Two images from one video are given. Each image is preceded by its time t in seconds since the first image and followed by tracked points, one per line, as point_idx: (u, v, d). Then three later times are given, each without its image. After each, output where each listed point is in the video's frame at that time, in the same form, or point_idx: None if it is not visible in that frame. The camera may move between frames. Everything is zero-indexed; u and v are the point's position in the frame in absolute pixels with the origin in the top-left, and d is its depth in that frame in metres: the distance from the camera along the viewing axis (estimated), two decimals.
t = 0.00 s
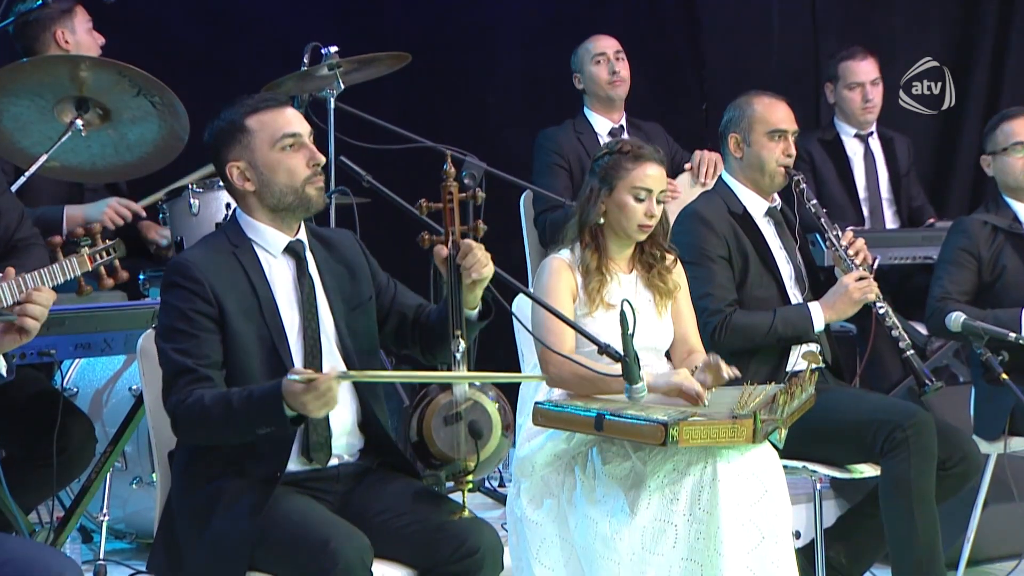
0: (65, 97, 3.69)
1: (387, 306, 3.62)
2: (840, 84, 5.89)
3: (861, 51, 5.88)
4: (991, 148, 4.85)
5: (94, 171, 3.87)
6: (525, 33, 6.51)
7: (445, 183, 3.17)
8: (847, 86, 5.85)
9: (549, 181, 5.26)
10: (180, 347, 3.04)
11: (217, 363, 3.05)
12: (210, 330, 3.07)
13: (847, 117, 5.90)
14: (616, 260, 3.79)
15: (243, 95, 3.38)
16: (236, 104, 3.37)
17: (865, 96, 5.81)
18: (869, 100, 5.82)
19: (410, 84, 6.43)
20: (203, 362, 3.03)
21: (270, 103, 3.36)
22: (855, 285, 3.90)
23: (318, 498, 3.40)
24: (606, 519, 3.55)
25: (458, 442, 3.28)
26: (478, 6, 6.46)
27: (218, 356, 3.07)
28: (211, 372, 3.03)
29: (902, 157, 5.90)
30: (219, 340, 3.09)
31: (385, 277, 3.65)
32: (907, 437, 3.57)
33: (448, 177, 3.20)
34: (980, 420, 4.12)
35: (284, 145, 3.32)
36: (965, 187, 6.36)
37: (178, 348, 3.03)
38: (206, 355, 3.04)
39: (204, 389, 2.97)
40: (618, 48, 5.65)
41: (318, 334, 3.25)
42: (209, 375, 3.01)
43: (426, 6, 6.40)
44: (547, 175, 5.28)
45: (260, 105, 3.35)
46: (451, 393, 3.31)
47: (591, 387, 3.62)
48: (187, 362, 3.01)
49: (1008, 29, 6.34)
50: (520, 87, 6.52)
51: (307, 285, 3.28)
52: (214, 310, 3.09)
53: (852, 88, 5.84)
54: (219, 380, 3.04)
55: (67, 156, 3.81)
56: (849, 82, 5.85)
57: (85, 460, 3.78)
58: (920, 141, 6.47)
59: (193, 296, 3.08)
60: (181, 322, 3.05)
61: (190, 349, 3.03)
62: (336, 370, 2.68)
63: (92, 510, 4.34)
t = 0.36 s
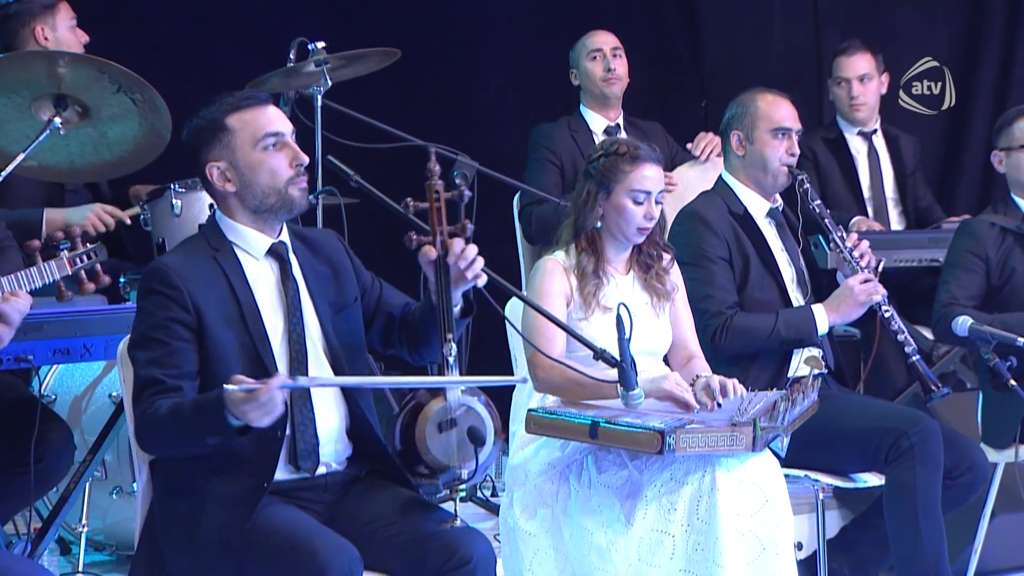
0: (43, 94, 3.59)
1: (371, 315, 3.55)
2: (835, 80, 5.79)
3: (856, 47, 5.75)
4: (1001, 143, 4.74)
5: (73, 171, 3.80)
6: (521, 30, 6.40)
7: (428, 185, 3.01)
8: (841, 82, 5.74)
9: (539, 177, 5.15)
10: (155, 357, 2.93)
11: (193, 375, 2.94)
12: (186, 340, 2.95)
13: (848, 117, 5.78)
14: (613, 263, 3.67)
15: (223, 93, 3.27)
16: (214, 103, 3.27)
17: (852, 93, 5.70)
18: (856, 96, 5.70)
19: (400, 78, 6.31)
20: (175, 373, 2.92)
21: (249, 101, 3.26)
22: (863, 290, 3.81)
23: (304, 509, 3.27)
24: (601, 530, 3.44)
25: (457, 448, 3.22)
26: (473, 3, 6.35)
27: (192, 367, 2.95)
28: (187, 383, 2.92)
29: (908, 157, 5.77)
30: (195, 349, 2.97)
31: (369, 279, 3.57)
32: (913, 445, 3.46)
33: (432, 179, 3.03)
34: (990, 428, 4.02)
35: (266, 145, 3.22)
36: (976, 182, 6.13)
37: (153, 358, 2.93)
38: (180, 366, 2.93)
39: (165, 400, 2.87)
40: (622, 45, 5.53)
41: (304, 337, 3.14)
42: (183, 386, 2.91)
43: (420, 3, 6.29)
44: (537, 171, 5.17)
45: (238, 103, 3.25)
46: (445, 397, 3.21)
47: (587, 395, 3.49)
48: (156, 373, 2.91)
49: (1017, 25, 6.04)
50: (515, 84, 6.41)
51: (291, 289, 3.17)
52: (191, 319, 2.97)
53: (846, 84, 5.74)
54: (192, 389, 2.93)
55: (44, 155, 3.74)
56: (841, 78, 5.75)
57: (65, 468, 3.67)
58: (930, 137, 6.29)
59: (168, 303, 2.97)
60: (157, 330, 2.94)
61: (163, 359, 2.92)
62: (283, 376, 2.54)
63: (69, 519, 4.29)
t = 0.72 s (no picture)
0: (20, 91, 3.49)
1: (361, 315, 3.45)
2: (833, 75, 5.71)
3: (856, 43, 5.67)
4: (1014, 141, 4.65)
5: (51, 170, 3.70)
6: (517, 28, 6.30)
7: (414, 184, 3.00)
8: (839, 78, 5.67)
9: (536, 176, 5.05)
10: (120, 363, 2.83)
11: (162, 382, 2.83)
12: (155, 346, 2.85)
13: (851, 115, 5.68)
14: (611, 265, 3.56)
15: (197, 91, 3.17)
16: (189, 100, 3.17)
17: (848, 89, 5.62)
18: (854, 93, 5.63)
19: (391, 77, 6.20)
20: (140, 379, 2.81)
21: (224, 97, 3.16)
22: (875, 299, 3.76)
23: (290, 519, 3.16)
24: (597, 540, 3.34)
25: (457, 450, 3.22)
26: None
27: (162, 374, 2.84)
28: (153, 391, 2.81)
29: (913, 156, 5.68)
30: (166, 356, 2.87)
31: (356, 279, 3.45)
32: (918, 454, 3.35)
33: (417, 178, 3.03)
34: (998, 433, 3.91)
35: (242, 143, 3.14)
36: (980, 185, 6.04)
37: (119, 364, 2.83)
38: (146, 372, 2.82)
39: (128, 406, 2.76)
40: (618, 40, 5.41)
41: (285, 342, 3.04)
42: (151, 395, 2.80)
43: None
44: (534, 170, 5.07)
45: (212, 100, 3.15)
46: (445, 401, 3.23)
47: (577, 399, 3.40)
48: (121, 378, 2.81)
49: None
50: (510, 82, 6.32)
51: (271, 294, 3.06)
52: (162, 323, 2.87)
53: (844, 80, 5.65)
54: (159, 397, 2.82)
55: (21, 153, 3.65)
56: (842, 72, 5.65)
57: (42, 477, 3.56)
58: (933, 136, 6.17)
59: (139, 307, 2.86)
60: (125, 334, 2.84)
61: (130, 365, 2.82)
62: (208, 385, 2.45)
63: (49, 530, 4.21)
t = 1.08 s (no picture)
0: None
1: (346, 317, 3.35)
2: (836, 71, 5.63)
3: (860, 39, 5.59)
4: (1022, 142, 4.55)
5: (28, 171, 3.64)
6: (514, 26, 6.21)
7: (420, 186, 2.89)
8: (840, 75, 5.59)
9: (526, 175, 4.95)
10: (126, 372, 2.73)
11: (166, 387, 2.74)
12: (155, 351, 2.76)
13: (854, 113, 5.59)
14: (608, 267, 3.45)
15: (170, 90, 3.06)
16: (162, 100, 3.05)
17: (853, 86, 5.53)
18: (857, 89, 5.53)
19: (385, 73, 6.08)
20: (153, 387, 2.72)
21: (198, 97, 3.05)
22: (879, 304, 3.67)
23: (277, 529, 3.06)
24: (591, 550, 3.24)
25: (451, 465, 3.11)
26: None
27: (168, 381, 2.76)
28: (166, 398, 2.73)
29: (917, 155, 5.60)
30: (167, 362, 2.78)
31: (340, 280, 3.37)
32: (923, 462, 3.25)
33: (420, 178, 2.92)
34: (1003, 438, 3.79)
35: (218, 144, 3.02)
36: (986, 186, 5.95)
37: (125, 372, 2.73)
38: (155, 378, 2.73)
39: (164, 419, 2.68)
40: (620, 39, 5.33)
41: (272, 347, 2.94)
42: (166, 402, 2.72)
43: None
44: (523, 170, 4.97)
45: (186, 101, 3.04)
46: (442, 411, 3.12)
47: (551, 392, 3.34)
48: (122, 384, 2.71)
49: None
50: (504, 81, 6.22)
51: (257, 298, 2.97)
52: (157, 329, 2.78)
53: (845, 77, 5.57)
54: (170, 402, 2.74)
55: None
56: (843, 71, 5.59)
57: (22, 486, 3.48)
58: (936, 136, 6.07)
59: (132, 316, 2.76)
60: (123, 342, 2.75)
61: (137, 372, 2.72)
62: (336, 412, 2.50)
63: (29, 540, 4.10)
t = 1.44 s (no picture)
0: None
1: (333, 324, 3.26)
2: (842, 72, 5.50)
3: (867, 37, 5.46)
4: None
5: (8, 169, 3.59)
6: (511, 22, 6.10)
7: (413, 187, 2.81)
8: (846, 74, 5.46)
9: (519, 175, 4.84)
10: (125, 380, 2.63)
11: (164, 393, 2.65)
12: (151, 356, 2.66)
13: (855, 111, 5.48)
14: (602, 271, 3.35)
15: (158, 87, 2.96)
16: (150, 98, 2.95)
17: (863, 87, 5.41)
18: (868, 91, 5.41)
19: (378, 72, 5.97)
20: (151, 394, 2.62)
21: (187, 95, 2.95)
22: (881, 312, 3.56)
23: (263, 541, 2.97)
24: (587, 561, 3.15)
25: (444, 476, 2.99)
26: None
27: (165, 387, 2.66)
28: (164, 405, 2.63)
29: (921, 154, 5.48)
30: (161, 367, 2.68)
31: (327, 286, 3.28)
32: (929, 471, 3.15)
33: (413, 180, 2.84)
34: (1012, 445, 3.71)
35: (207, 144, 2.93)
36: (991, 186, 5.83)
37: (122, 380, 2.63)
38: (151, 384, 2.64)
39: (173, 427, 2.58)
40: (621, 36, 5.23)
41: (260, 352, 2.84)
42: (167, 408, 2.62)
43: None
44: (516, 169, 4.87)
45: (174, 99, 2.93)
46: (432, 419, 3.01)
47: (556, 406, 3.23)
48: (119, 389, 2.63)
49: None
50: (500, 78, 6.12)
51: (247, 301, 2.86)
52: (152, 332, 2.68)
53: (852, 76, 5.45)
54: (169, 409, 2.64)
55: None
56: (850, 71, 5.46)
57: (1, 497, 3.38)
58: (938, 137, 5.96)
59: (125, 320, 2.66)
60: (120, 349, 2.65)
61: (134, 379, 2.63)
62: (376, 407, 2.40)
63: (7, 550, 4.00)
